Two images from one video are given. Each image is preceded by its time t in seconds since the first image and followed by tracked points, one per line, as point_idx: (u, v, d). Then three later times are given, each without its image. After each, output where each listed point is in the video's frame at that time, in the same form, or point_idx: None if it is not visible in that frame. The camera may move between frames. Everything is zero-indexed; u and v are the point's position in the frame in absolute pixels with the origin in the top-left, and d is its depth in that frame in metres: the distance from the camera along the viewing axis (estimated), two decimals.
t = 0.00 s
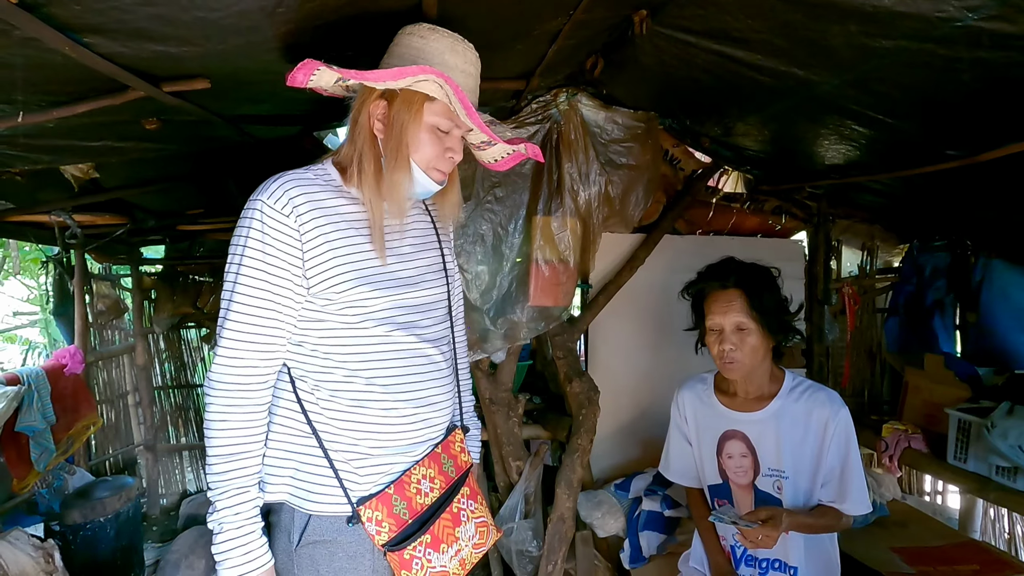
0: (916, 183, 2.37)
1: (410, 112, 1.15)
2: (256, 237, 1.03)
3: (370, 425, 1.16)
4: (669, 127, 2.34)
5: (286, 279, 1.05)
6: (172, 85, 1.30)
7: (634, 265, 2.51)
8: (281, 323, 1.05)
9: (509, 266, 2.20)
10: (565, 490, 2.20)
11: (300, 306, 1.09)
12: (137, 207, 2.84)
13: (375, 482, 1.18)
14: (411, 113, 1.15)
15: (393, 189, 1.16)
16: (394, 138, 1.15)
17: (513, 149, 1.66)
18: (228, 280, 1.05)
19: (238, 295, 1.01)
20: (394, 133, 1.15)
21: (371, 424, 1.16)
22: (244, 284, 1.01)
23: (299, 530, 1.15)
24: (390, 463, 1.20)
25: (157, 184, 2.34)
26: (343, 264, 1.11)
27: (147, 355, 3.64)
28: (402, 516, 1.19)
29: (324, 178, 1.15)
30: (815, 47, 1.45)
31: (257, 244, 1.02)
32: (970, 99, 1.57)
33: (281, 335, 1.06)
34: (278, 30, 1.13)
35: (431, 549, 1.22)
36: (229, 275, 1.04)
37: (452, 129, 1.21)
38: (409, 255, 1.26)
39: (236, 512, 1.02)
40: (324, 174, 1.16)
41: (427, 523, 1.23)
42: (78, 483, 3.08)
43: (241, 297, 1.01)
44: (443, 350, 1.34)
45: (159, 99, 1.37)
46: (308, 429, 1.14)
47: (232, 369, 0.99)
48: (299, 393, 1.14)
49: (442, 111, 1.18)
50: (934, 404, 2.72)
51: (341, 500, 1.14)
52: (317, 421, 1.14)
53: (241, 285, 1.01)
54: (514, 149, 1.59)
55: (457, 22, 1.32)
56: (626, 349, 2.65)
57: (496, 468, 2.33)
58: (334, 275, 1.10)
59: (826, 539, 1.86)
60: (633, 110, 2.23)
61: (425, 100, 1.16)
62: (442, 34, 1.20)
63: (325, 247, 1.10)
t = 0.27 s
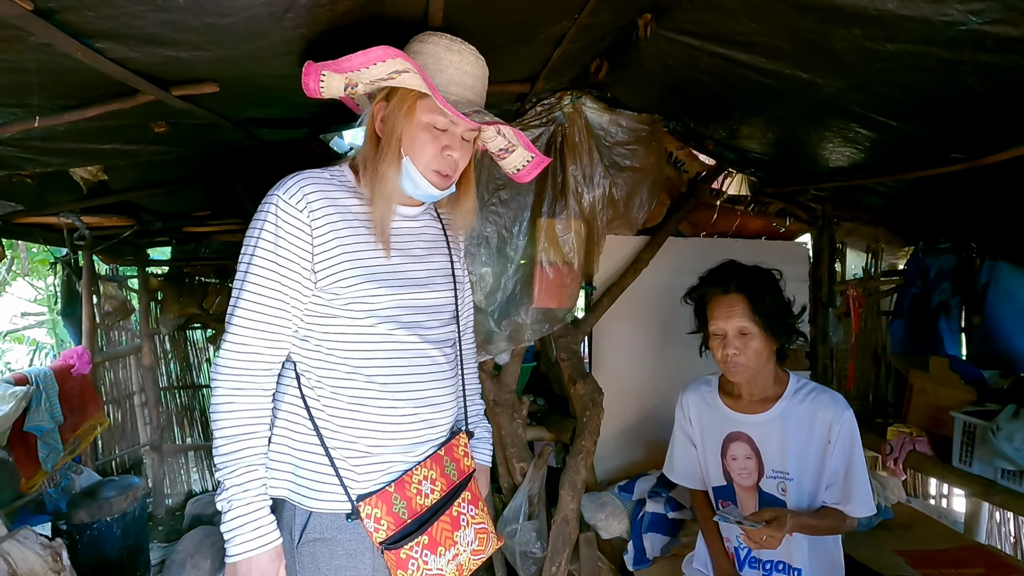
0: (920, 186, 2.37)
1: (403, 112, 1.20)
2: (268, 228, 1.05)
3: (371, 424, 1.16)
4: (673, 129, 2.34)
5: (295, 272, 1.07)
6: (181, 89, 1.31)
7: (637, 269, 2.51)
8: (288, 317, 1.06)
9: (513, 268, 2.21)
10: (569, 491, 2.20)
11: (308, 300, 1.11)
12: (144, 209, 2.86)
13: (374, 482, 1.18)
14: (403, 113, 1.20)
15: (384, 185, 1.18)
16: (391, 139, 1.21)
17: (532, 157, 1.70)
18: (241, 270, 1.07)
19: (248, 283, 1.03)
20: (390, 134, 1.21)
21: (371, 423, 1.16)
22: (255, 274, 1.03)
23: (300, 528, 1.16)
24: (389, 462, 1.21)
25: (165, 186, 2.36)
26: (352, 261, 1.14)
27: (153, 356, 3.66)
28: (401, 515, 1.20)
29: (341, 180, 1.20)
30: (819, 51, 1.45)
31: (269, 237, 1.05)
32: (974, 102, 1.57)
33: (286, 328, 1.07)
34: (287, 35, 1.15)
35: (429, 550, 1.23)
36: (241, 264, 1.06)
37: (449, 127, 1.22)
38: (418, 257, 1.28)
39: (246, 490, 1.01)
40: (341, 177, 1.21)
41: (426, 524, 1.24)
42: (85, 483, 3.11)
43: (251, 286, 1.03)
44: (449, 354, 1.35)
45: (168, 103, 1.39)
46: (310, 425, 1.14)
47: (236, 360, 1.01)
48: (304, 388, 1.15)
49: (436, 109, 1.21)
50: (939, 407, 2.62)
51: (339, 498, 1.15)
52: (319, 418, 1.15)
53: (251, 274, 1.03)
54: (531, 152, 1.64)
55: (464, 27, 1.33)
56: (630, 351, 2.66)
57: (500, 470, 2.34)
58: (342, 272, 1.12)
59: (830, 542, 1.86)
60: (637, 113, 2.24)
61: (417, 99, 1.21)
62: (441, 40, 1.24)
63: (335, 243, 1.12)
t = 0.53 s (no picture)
0: (923, 190, 2.37)
1: (408, 113, 1.25)
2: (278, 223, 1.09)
3: (369, 423, 1.16)
4: (676, 133, 2.35)
5: (300, 269, 1.09)
6: (188, 94, 1.32)
7: (639, 272, 2.51)
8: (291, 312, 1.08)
9: (517, 271, 2.21)
10: (572, 494, 2.20)
11: (312, 296, 1.13)
12: (149, 213, 2.88)
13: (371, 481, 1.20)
14: (407, 114, 1.25)
15: (390, 182, 1.21)
16: (398, 140, 1.25)
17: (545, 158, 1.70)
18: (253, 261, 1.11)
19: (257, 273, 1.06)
20: (397, 135, 1.25)
21: (368, 423, 1.16)
22: (264, 266, 1.06)
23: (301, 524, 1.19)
24: (386, 462, 1.21)
25: (170, 190, 2.37)
26: (357, 261, 1.15)
27: (158, 358, 3.68)
28: (397, 515, 1.19)
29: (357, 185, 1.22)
30: (822, 55, 1.46)
31: (279, 232, 1.08)
32: (977, 106, 1.57)
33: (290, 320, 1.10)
34: (293, 40, 1.16)
35: (422, 553, 1.21)
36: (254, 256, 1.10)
37: (452, 123, 1.25)
38: (427, 261, 1.28)
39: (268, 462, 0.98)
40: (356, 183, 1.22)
41: (421, 525, 1.22)
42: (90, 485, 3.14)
43: (259, 278, 1.06)
44: (453, 359, 1.34)
45: (175, 108, 1.40)
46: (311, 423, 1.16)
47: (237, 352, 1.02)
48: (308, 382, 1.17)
49: (439, 107, 1.24)
50: (943, 411, 2.58)
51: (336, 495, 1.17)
52: (319, 414, 1.16)
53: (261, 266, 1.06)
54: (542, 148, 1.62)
55: (468, 31, 1.34)
56: (633, 355, 2.66)
57: (503, 472, 2.34)
58: (347, 270, 1.14)
59: (834, 544, 1.86)
60: (640, 116, 2.25)
61: (421, 100, 1.25)
62: (443, 48, 1.26)
63: (342, 242, 1.14)
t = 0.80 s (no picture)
0: (928, 191, 2.36)
1: (411, 114, 1.25)
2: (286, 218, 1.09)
3: (371, 424, 1.15)
4: (679, 133, 2.34)
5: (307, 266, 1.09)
6: (189, 94, 1.32)
7: (642, 273, 2.50)
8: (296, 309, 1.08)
9: (519, 272, 2.21)
10: (574, 496, 2.18)
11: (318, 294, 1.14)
12: (150, 213, 2.87)
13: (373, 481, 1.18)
14: (410, 115, 1.25)
15: (394, 182, 1.20)
16: (401, 140, 1.24)
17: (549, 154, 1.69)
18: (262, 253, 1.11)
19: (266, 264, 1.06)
20: (401, 135, 1.25)
21: (369, 422, 1.15)
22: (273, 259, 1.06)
23: (303, 522, 1.17)
24: (388, 461, 1.19)
25: (171, 190, 2.37)
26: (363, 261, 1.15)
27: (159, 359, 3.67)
28: (400, 513, 1.19)
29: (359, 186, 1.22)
30: (827, 55, 1.45)
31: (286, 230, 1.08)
32: (983, 106, 1.56)
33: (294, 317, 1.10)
34: (295, 40, 1.15)
35: (424, 551, 1.21)
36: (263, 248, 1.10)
37: (455, 121, 1.24)
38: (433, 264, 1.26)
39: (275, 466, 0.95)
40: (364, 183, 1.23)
41: (424, 524, 1.22)
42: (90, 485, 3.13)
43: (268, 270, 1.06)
44: (457, 362, 1.32)
45: (176, 108, 1.40)
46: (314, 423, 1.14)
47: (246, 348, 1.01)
48: (311, 385, 1.14)
49: (441, 105, 1.24)
50: (948, 412, 2.59)
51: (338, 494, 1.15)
52: (321, 413, 1.14)
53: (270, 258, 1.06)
54: (547, 141, 1.61)
55: (471, 32, 1.33)
56: (635, 357, 2.65)
57: (504, 474, 2.32)
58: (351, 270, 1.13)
59: (838, 547, 1.84)
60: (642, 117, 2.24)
61: (423, 101, 1.25)
62: (446, 49, 1.28)
63: (346, 241, 1.14)
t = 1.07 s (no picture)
0: (934, 196, 2.34)
1: (416, 124, 1.24)
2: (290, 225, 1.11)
3: (378, 428, 1.15)
4: (683, 137, 2.33)
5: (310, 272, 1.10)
6: (195, 98, 1.32)
7: (647, 277, 2.49)
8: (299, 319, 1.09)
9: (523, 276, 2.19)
10: (577, 501, 2.17)
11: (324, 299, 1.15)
12: (156, 215, 2.88)
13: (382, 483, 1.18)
14: (415, 125, 1.24)
15: (399, 191, 1.20)
16: (406, 150, 1.24)
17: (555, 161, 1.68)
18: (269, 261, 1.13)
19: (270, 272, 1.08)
20: (406, 145, 1.24)
21: (376, 425, 1.15)
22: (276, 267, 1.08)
23: (316, 522, 1.18)
24: (397, 463, 1.19)
25: (176, 193, 2.37)
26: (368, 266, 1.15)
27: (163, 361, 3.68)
28: (412, 512, 1.18)
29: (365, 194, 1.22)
30: (834, 59, 1.44)
31: (292, 237, 1.09)
32: (991, 111, 1.55)
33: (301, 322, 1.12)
34: (301, 44, 1.15)
35: (437, 549, 1.19)
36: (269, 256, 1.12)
37: (460, 131, 1.23)
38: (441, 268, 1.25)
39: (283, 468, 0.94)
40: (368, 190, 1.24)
41: (436, 523, 1.20)
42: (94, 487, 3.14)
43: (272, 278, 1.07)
44: (467, 365, 1.31)
45: (182, 111, 1.40)
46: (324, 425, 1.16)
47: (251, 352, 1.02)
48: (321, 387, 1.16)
49: (445, 115, 1.23)
50: (954, 419, 2.56)
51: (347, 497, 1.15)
52: (330, 416, 1.15)
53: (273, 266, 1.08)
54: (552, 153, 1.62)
55: (477, 37, 1.34)
56: (638, 362, 2.64)
57: (507, 478, 2.31)
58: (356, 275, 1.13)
59: (843, 554, 1.83)
60: (647, 121, 2.24)
61: (429, 110, 1.25)
62: (452, 58, 1.27)
63: (350, 246, 1.14)
